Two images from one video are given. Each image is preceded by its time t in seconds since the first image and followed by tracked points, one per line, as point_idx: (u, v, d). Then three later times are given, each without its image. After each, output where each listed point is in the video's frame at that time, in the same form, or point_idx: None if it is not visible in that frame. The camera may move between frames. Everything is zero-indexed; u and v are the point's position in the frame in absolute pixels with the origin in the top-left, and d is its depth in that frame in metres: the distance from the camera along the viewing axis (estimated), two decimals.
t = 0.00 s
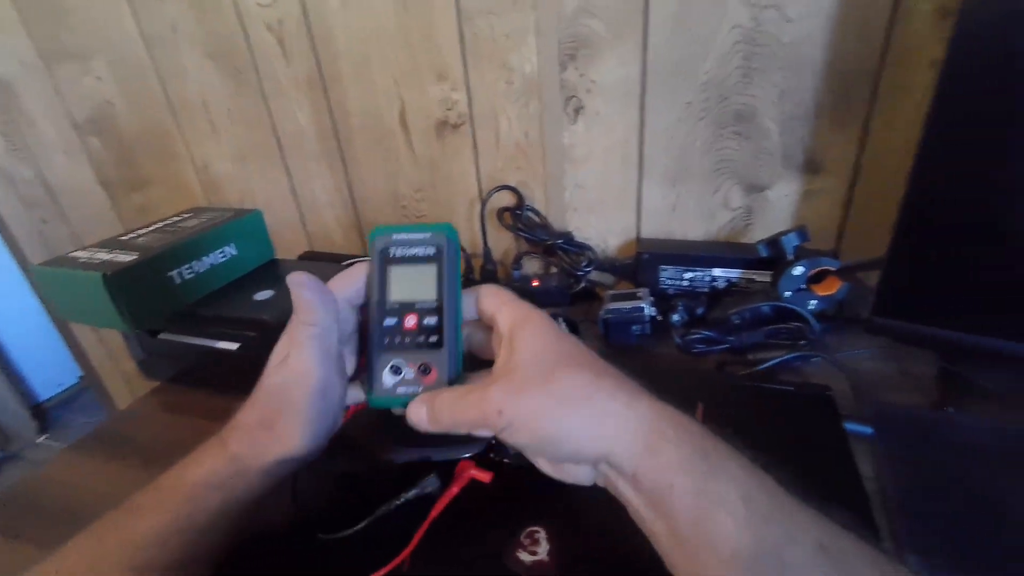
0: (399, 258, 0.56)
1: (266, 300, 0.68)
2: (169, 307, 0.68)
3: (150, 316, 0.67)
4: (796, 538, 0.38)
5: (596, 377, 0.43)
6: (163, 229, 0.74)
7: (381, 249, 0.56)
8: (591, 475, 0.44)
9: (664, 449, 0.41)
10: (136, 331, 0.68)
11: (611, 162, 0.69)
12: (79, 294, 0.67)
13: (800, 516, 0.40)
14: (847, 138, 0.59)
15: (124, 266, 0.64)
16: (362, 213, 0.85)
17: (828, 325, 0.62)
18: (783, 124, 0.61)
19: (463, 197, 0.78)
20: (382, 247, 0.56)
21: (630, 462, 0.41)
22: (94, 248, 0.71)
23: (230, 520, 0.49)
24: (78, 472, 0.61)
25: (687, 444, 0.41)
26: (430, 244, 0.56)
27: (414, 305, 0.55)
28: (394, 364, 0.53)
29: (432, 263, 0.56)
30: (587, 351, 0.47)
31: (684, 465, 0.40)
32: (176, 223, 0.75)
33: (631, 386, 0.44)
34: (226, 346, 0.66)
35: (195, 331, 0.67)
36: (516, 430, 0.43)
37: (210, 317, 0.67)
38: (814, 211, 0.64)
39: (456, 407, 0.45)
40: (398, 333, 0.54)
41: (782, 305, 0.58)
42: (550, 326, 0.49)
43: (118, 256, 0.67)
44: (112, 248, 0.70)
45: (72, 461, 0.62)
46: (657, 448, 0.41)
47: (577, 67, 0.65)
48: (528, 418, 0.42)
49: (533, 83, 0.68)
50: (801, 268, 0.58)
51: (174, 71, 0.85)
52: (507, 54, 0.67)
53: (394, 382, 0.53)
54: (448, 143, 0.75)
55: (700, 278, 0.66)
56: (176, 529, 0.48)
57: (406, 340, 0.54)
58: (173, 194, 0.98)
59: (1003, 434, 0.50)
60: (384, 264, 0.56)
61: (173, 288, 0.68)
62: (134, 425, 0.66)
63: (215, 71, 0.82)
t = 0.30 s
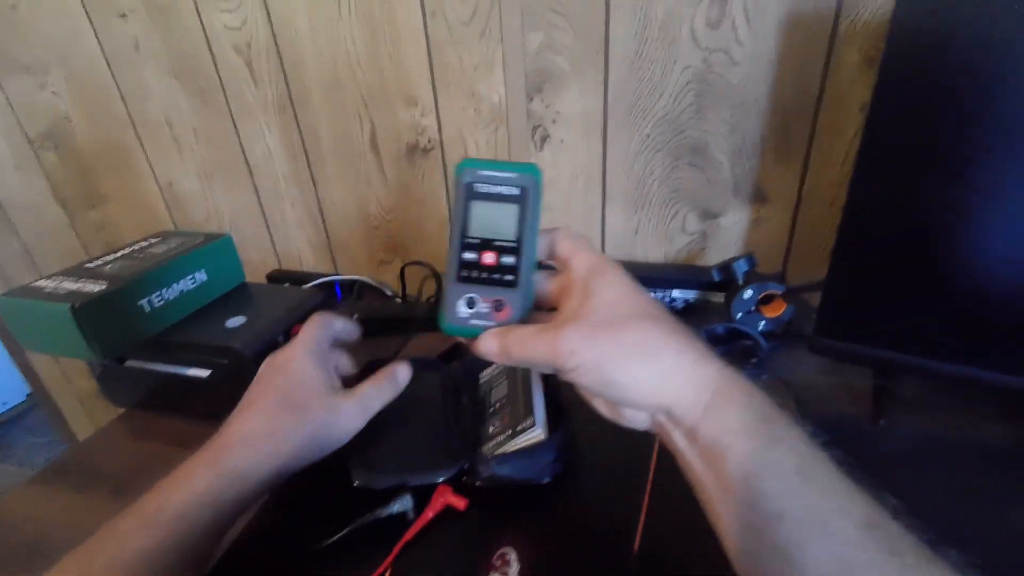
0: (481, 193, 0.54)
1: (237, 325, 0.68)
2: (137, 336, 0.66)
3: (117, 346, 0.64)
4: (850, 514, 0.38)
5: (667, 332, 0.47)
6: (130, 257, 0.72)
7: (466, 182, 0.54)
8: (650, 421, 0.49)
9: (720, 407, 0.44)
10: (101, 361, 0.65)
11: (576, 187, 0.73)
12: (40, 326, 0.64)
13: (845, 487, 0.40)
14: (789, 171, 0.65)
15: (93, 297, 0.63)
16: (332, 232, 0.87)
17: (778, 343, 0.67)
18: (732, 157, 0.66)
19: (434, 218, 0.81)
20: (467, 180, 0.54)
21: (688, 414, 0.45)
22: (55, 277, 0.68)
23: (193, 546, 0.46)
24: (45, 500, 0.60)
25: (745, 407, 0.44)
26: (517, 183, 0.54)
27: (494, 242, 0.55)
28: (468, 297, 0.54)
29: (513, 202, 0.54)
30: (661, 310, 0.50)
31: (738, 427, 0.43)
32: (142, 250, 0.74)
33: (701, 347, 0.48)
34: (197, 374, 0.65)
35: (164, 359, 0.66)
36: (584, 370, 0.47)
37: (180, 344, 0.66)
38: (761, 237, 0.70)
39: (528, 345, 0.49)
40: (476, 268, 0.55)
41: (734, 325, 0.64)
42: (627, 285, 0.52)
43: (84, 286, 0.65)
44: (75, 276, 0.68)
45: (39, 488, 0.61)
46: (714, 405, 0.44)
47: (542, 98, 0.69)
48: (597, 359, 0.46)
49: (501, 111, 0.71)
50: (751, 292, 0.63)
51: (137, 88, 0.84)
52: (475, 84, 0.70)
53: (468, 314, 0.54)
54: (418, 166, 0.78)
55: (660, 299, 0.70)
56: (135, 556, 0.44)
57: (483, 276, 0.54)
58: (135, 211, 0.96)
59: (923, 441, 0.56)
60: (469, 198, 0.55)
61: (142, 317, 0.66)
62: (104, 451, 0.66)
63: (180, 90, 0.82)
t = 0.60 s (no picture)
0: (500, 250, 0.58)
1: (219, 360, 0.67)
2: (116, 374, 0.65)
3: (95, 385, 0.64)
4: (864, 542, 0.38)
5: (685, 358, 0.47)
6: (110, 293, 0.72)
7: (485, 241, 0.58)
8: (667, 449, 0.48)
9: (739, 432, 0.44)
10: (79, 399, 0.64)
11: (561, 215, 0.73)
12: (15, 365, 0.63)
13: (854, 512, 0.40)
14: (769, 198, 0.66)
15: (70, 334, 0.62)
16: (319, 262, 0.86)
17: (764, 369, 0.68)
18: (713, 185, 0.67)
19: (420, 246, 0.81)
20: (486, 240, 0.58)
21: (708, 441, 0.45)
22: (34, 314, 0.67)
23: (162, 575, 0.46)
24: (17, 542, 0.58)
25: (763, 432, 0.44)
26: (530, 237, 0.57)
27: (514, 293, 0.57)
28: (492, 344, 0.55)
29: (530, 255, 0.57)
30: (675, 338, 0.50)
31: (756, 453, 0.42)
32: (122, 285, 0.74)
33: (718, 375, 0.48)
34: (177, 412, 0.64)
35: (144, 397, 0.65)
36: (605, 400, 0.46)
37: (161, 380, 0.65)
38: (745, 262, 0.70)
39: (548, 376, 0.48)
40: (499, 318, 0.56)
41: (720, 354, 0.64)
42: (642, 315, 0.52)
43: (63, 323, 0.64)
44: (54, 313, 0.67)
45: (13, 529, 0.60)
46: (734, 431, 0.44)
47: (526, 129, 0.70)
48: (618, 390, 0.46)
49: (486, 142, 0.72)
50: (736, 318, 0.63)
51: (123, 121, 0.85)
52: (460, 115, 0.71)
53: (494, 361, 0.54)
54: (404, 196, 0.78)
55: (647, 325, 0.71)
56: None
57: (506, 324, 0.55)
58: (120, 243, 0.96)
59: (909, 467, 0.56)
60: (488, 256, 0.58)
61: (122, 354, 0.65)
62: (80, 491, 0.64)
63: (167, 123, 0.83)
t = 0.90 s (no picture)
0: (476, 312, 0.61)
1: (215, 384, 0.67)
2: (109, 397, 0.65)
3: (88, 408, 0.63)
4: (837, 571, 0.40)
5: (656, 401, 0.49)
6: (105, 316, 0.71)
7: (461, 304, 0.61)
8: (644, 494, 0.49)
9: (712, 471, 0.45)
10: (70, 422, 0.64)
11: (558, 235, 0.73)
12: (7, 389, 0.63)
13: (826, 543, 0.42)
14: (766, 215, 0.66)
15: (63, 357, 0.62)
16: (318, 284, 0.87)
17: (764, 387, 0.67)
18: (710, 202, 0.67)
19: (418, 267, 0.81)
20: (461, 302, 0.61)
21: (684, 481, 0.46)
22: (27, 338, 0.67)
23: None
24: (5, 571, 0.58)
25: (734, 470, 0.46)
26: (504, 298, 0.61)
27: (491, 351, 0.58)
28: (471, 402, 0.55)
29: (503, 314, 0.60)
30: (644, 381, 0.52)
31: (730, 490, 0.44)
32: (118, 307, 0.74)
33: (688, 416, 0.49)
34: (169, 434, 0.65)
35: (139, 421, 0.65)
36: (584, 447, 0.47)
37: (156, 404, 0.65)
38: (744, 280, 0.70)
39: (526, 428, 0.49)
40: (476, 376, 0.57)
41: (721, 370, 0.63)
42: (611, 361, 0.54)
43: (56, 346, 0.64)
44: (47, 337, 0.67)
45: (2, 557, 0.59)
46: (707, 470, 0.46)
47: (522, 150, 0.70)
48: (594, 437, 0.47)
49: (482, 163, 0.72)
50: (736, 335, 0.63)
51: (125, 147, 0.86)
52: (456, 137, 0.72)
53: (474, 418, 0.55)
54: (402, 218, 0.78)
55: (647, 343, 0.70)
56: None
57: (484, 382, 0.57)
58: (120, 266, 0.96)
59: (914, 489, 0.55)
60: (464, 319, 0.61)
61: (114, 376, 0.65)
62: (72, 518, 0.64)
63: (167, 148, 0.84)
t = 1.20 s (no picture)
0: (473, 295, 0.59)
1: (220, 383, 0.67)
2: (115, 396, 0.65)
3: (94, 407, 0.64)
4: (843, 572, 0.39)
5: (658, 395, 0.48)
6: (111, 316, 0.72)
7: (458, 287, 0.60)
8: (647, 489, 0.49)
9: (715, 469, 0.45)
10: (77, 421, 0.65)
11: (561, 233, 0.73)
12: (14, 389, 0.63)
13: (833, 544, 0.41)
14: (771, 212, 0.65)
15: (69, 357, 0.62)
16: (323, 284, 0.87)
17: (771, 385, 0.66)
18: (714, 198, 0.66)
19: (422, 267, 0.81)
20: (458, 285, 0.60)
21: (685, 478, 0.45)
22: (34, 338, 0.68)
23: None
24: (14, 569, 0.58)
25: (739, 468, 0.45)
26: (502, 281, 0.59)
27: (488, 337, 0.58)
28: (469, 391, 0.56)
29: (501, 298, 0.59)
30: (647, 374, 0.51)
31: (733, 488, 0.44)
32: (125, 307, 0.75)
33: (691, 411, 0.49)
34: (174, 434, 0.66)
35: (146, 420, 0.66)
36: (583, 443, 0.47)
37: (161, 402, 0.65)
38: (750, 277, 0.69)
39: (526, 421, 0.49)
40: (473, 364, 0.57)
41: (727, 369, 0.63)
42: (614, 351, 0.53)
43: (62, 345, 0.65)
44: (54, 337, 0.67)
45: (10, 555, 0.60)
46: (709, 467, 0.45)
47: (524, 148, 0.70)
48: (593, 432, 0.47)
49: (485, 162, 0.72)
50: (741, 333, 0.62)
51: (132, 149, 0.86)
52: (459, 136, 0.72)
53: (471, 407, 0.55)
54: (405, 217, 0.78)
55: (652, 341, 0.70)
56: None
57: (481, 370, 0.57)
58: (128, 267, 0.97)
59: (924, 489, 0.54)
60: (461, 302, 0.59)
61: (120, 375, 0.66)
62: (79, 516, 0.64)
63: (174, 150, 0.84)
